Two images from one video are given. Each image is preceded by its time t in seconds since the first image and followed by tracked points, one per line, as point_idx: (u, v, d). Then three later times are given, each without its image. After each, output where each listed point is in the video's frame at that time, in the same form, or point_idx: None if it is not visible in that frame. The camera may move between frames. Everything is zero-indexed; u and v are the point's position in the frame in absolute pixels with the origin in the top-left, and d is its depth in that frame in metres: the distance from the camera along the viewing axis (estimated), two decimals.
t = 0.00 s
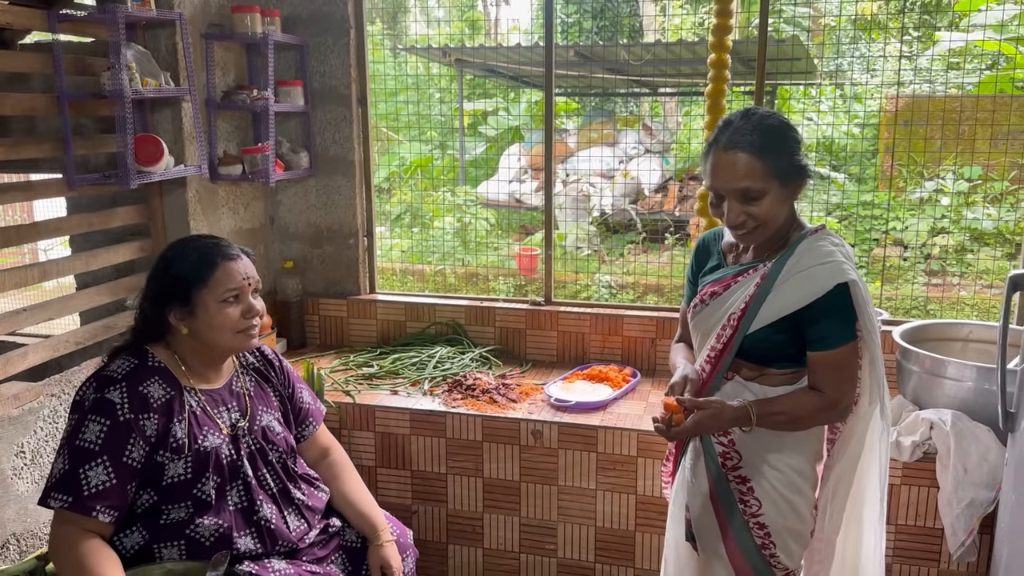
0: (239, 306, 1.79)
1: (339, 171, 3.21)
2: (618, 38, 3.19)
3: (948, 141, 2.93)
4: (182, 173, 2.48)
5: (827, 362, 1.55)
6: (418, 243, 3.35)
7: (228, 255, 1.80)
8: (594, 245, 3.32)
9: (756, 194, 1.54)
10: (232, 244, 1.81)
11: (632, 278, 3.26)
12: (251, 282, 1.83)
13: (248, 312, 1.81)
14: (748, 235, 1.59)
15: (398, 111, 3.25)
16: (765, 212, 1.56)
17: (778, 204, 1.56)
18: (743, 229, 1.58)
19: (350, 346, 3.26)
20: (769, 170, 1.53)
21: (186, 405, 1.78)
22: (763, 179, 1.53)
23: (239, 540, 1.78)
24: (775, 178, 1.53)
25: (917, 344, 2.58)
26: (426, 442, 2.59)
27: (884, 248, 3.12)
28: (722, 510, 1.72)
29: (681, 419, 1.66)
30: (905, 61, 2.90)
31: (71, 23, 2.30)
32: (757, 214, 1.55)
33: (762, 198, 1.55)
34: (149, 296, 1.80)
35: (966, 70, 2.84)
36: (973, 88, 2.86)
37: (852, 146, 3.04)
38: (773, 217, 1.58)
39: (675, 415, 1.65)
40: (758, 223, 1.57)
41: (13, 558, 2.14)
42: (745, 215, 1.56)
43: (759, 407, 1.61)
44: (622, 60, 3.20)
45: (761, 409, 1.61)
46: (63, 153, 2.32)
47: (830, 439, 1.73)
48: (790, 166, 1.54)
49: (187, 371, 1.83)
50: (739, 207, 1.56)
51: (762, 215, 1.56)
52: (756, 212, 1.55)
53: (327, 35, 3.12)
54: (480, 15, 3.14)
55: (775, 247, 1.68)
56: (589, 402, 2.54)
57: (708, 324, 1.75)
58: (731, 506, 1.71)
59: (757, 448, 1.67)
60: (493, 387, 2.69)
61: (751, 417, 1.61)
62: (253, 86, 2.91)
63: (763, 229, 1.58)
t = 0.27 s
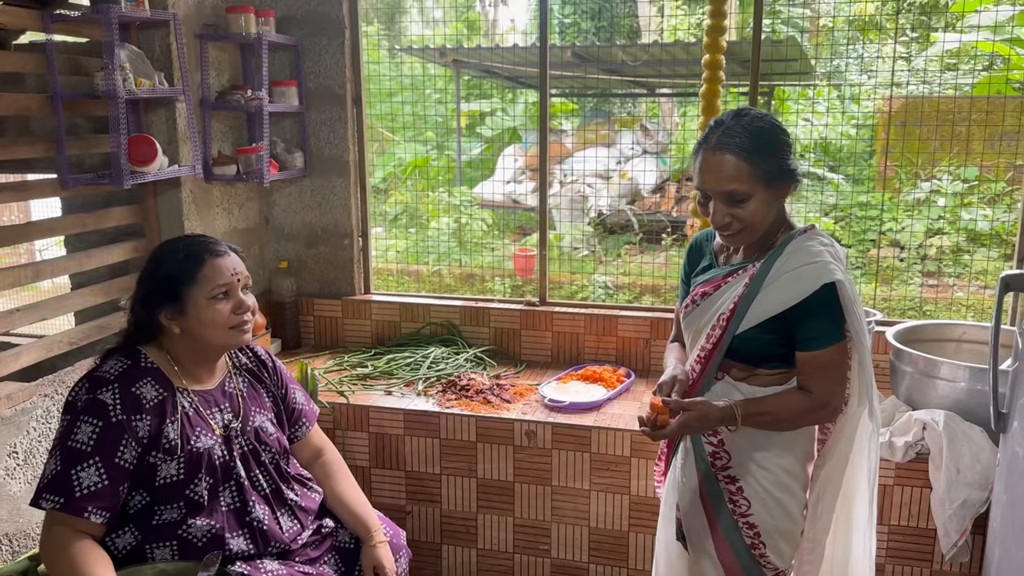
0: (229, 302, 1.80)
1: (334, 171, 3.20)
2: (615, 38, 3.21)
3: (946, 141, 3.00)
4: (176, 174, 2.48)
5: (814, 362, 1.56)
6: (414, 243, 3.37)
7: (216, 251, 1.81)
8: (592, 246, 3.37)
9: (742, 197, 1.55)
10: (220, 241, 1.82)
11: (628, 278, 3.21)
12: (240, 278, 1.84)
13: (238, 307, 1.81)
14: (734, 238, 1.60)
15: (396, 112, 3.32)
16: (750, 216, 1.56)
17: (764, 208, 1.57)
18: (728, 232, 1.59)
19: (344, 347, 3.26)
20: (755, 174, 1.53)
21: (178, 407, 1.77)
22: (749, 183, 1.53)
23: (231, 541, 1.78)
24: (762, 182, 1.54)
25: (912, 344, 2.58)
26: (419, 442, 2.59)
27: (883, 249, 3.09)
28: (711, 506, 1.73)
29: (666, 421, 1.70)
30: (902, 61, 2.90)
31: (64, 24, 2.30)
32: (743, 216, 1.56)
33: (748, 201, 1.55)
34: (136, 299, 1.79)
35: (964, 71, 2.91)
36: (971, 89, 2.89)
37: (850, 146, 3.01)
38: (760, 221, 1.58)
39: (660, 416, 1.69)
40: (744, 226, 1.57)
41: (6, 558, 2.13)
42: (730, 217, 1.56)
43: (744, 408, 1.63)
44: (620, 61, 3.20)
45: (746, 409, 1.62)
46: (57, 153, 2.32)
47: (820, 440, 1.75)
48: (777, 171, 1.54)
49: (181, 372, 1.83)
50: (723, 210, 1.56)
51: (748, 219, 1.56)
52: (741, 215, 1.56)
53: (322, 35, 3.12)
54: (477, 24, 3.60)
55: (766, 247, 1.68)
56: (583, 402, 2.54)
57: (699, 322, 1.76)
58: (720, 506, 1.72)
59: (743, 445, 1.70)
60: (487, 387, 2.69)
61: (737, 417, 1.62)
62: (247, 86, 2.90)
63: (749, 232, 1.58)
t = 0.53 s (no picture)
0: (197, 305, 1.77)
1: (328, 173, 3.20)
2: (616, 40, 3.17)
3: (945, 142, 2.95)
4: (168, 176, 2.48)
5: (801, 367, 1.55)
6: (414, 245, 3.33)
7: (188, 254, 1.79)
8: (592, 247, 3.33)
9: (727, 196, 1.55)
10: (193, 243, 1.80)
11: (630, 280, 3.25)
12: (211, 280, 1.79)
13: (206, 310, 1.77)
14: (721, 237, 1.60)
15: (397, 113, 3.25)
16: (735, 216, 1.57)
17: (749, 207, 1.57)
18: (713, 232, 1.59)
19: (338, 349, 3.25)
20: (741, 172, 1.53)
21: (165, 409, 1.76)
22: (734, 181, 1.54)
23: (217, 544, 1.77)
24: (747, 181, 1.54)
25: (905, 346, 2.57)
26: (411, 445, 2.58)
27: (884, 251, 3.10)
28: (699, 508, 1.73)
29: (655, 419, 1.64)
30: (906, 63, 2.90)
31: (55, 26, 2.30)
32: (727, 216, 1.56)
33: (733, 200, 1.55)
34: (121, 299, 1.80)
35: (965, 72, 2.87)
36: (973, 91, 2.87)
37: (850, 148, 3.05)
38: (745, 221, 1.58)
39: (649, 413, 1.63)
40: (728, 226, 1.57)
41: None
42: (714, 216, 1.57)
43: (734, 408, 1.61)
44: (620, 62, 3.21)
45: (736, 408, 1.62)
46: (47, 155, 2.32)
47: (809, 444, 1.74)
48: (762, 170, 1.54)
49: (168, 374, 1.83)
50: (708, 209, 1.57)
51: (733, 218, 1.57)
52: (725, 214, 1.56)
53: (316, 37, 3.12)
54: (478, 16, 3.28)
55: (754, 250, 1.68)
56: (575, 405, 2.53)
57: (687, 325, 1.75)
58: (708, 509, 1.72)
59: (731, 449, 1.69)
60: (479, 390, 2.69)
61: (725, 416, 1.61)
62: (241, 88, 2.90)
63: (733, 233, 1.59)
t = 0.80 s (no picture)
0: (181, 307, 1.76)
1: (326, 175, 3.20)
2: (623, 42, 3.16)
3: (952, 144, 2.92)
4: (164, 178, 2.48)
5: (797, 370, 1.54)
6: (418, 246, 3.33)
7: (173, 256, 1.79)
8: (597, 248, 3.32)
9: (718, 200, 1.53)
10: (178, 244, 1.80)
11: (633, 282, 3.26)
12: (195, 282, 1.80)
13: (192, 311, 1.77)
14: (712, 243, 1.58)
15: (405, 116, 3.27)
16: (727, 220, 1.55)
17: (740, 212, 1.55)
18: (705, 235, 1.57)
19: (336, 351, 3.25)
20: (732, 176, 1.52)
21: (154, 412, 1.76)
22: (726, 185, 1.52)
23: (206, 547, 1.76)
24: (739, 185, 1.53)
25: (904, 350, 2.55)
26: (407, 448, 2.57)
27: (890, 253, 3.06)
28: (692, 515, 1.71)
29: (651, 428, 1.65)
30: (913, 64, 2.88)
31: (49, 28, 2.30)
32: (719, 219, 1.54)
33: (724, 204, 1.54)
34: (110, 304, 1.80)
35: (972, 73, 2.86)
36: (979, 92, 2.85)
37: (858, 150, 3.01)
38: (738, 224, 1.56)
39: (645, 424, 1.64)
40: (720, 229, 1.55)
41: None
42: (706, 220, 1.55)
43: (731, 416, 1.59)
44: (625, 63, 3.20)
45: (733, 416, 1.59)
46: (42, 157, 2.32)
47: (803, 448, 1.73)
48: (754, 174, 1.53)
49: (158, 378, 1.83)
50: (700, 212, 1.55)
51: (725, 222, 1.55)
52: (717, 218, 1.54)
53: (314, 39, 3.12)
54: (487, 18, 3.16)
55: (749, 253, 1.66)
56: (571, 408, 2.52)
57: (681, 329, 1.73)
58: (701, 515, 1.70)
59: (728, 459, 1.67)
60: (475, 393, 2.68)
61: (722, 425, 1.59)
62: (238, 90, 2.90)
63: (725, 237, 1.57)
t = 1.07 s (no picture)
0: (166, 309, 1.77)
1: (326, 176, 3.20)
2: (632, 42, 3.13)
3: (964, 146, 2.88)
4: (163, 178, 2.48)
5: (791, 374, 1.52)
6: (426, 248, 3.35)
7: (168, 258, 1.81)
8: (605, 250, 3.31)
9: (715, 204, 1.52)
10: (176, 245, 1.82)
11: (642, 284, 3.17)
12: (185, 285, 1.81)
13: (176, 313, 1.77)
14: (707, 246, 1.56)
15: (415, 117, 3.26)
16: (724, 224, 1.53)
17: (737, 215, 1.54)
18: (701, 238, 1.56)
19: (336, 352, 3.25)
20: (728, 179, 1.50)
21: (145, 413, 1.77)
22: (722, 188, 1.51)
23: (196, 548, 1.77)
24: (736, 188, 1.51)
25: (906, 354, 2.52)
26: (404, 450, 2.56)
27: (900, 256, 3.02)
28: (687, 519, 1.69)
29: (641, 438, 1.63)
30: (924, 66, 2.85)
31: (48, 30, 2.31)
32: (716, 223, 1.53)
33: (721, 207, 1.52)
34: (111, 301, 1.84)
35: (985, 74, 2.80)
36: (992, 93, 2.81)
37: (867, 152, 2.98)
38: (732, 228, 1.54)
39: (634, 435, 1.63)
40: (715, 233, 1.54)
41: None
42: (703, 224, 1.54)
43: (722, 422, 1.58)
44: (634, 65, 3.17)
45: (725, 423, 1.59)
46: (41, 158, 2.32)
47: (800, 451, 1.71)
48: (750, 177, 1.52)
49: (149, 378, 1.84)
50: (697, 216, 1.54)
51: (722, 226, 1.53)
52: (714, 222, 1.53)
53: (315, 40, 3.12)
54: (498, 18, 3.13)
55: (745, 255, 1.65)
56: (569, 411, 2.50)
57: (677, 332, 1.71)
58: (697, 520, 1.69)
59: (724, 465, 1.65)
60: (473, 395, 2.67)
61: (713, 432, 1.57)
62: (238, 91, 2.90)
63: (720, 240, 1.55)
